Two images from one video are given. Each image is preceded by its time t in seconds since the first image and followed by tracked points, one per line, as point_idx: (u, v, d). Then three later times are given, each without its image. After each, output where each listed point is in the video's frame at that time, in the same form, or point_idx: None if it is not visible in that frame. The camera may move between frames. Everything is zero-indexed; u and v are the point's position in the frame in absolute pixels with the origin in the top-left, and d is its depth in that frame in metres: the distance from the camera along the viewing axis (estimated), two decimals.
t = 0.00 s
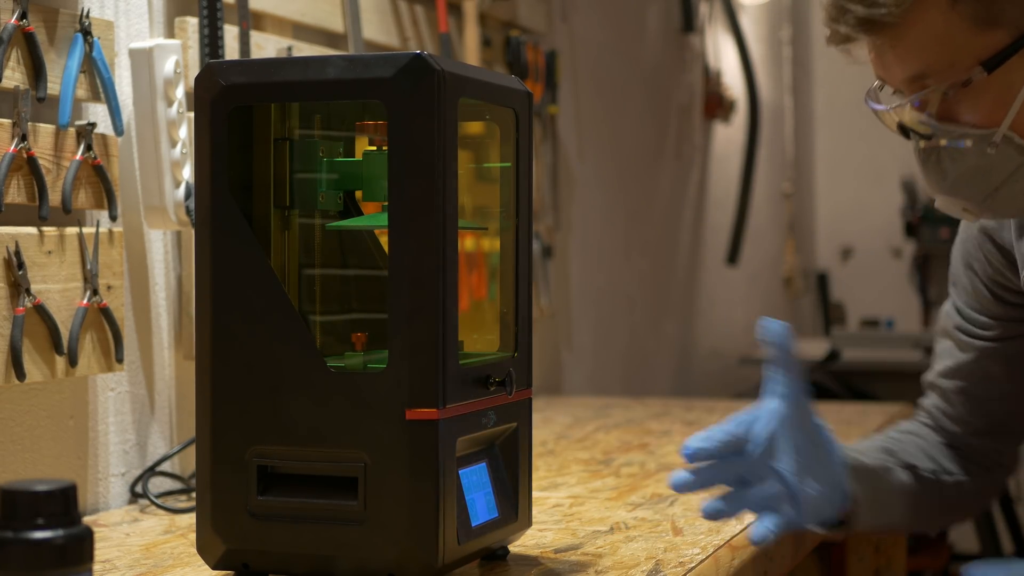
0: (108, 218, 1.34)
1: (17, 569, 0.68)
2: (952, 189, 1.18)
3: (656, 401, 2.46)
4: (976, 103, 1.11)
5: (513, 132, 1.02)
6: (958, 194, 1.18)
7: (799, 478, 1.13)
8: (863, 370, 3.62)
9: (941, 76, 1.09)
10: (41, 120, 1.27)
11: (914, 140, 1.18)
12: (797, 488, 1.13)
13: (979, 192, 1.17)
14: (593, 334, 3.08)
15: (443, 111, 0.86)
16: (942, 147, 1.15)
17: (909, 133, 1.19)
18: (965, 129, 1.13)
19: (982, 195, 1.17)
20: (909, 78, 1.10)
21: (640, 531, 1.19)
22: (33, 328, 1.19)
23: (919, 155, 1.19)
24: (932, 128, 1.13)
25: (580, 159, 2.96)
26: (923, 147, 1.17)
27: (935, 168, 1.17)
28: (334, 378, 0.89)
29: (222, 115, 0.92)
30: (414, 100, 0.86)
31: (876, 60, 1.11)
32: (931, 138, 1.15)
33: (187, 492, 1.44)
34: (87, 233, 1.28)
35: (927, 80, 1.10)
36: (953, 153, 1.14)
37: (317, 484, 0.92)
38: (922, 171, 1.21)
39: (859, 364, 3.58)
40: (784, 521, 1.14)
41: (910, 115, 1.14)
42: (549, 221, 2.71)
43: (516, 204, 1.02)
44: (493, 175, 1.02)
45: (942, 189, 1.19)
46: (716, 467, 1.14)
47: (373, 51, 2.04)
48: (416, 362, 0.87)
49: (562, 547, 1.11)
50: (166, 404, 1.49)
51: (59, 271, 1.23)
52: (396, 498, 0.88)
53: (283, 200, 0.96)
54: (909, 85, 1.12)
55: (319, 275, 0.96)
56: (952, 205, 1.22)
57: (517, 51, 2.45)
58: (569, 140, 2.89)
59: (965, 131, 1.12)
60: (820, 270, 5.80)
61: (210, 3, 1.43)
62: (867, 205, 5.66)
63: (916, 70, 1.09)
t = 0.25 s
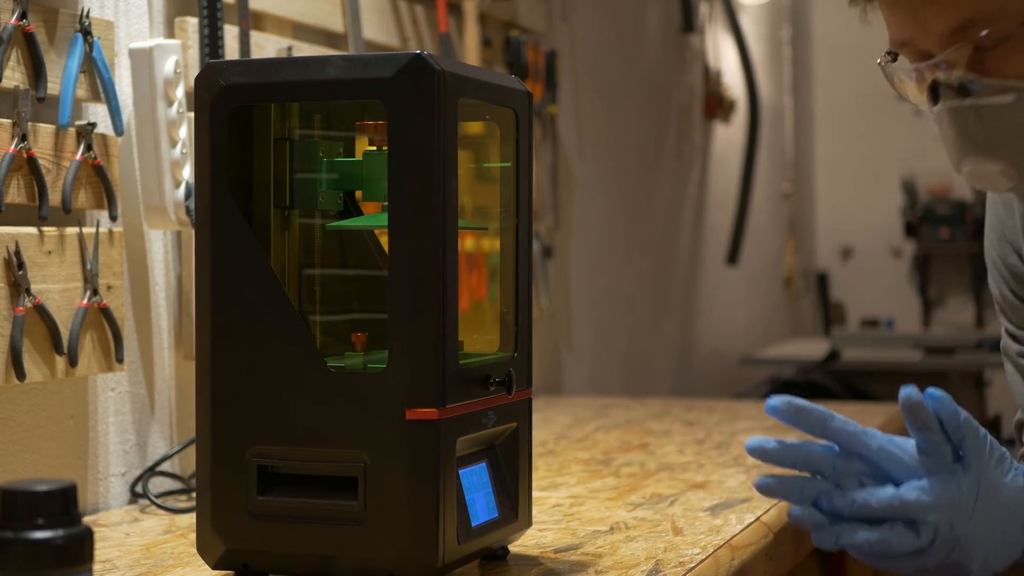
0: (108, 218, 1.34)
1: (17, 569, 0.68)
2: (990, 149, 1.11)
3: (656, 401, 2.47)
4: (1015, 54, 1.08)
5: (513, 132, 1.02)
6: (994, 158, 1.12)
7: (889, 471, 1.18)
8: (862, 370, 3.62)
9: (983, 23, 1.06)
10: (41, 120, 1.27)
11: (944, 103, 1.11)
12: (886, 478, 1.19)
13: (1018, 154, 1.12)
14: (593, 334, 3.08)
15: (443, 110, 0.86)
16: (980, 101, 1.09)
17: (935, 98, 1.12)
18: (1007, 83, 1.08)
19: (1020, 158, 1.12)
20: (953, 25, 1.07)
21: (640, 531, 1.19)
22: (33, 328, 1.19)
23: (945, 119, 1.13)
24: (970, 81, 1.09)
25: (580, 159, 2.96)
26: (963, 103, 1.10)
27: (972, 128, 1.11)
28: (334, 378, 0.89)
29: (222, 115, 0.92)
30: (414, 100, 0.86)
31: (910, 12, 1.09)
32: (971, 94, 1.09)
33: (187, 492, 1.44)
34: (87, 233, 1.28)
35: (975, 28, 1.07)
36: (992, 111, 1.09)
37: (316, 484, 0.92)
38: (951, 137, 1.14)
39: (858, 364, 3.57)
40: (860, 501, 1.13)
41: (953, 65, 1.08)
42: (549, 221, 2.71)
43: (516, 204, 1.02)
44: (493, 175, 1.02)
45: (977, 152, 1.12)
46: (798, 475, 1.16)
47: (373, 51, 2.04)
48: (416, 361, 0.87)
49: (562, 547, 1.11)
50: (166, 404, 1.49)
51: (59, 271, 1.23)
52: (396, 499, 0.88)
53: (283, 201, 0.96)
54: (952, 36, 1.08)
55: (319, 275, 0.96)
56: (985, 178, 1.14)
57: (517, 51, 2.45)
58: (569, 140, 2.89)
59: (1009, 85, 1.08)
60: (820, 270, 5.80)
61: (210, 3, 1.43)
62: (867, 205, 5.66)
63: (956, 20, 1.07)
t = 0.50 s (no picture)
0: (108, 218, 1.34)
1: (17, 569, 0.68)
2: (993, 132, 1.14)
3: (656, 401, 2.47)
4: (1010, 40, 1.17)
5: (513, 132, 1.02)
6: (991, 144, 1.14)
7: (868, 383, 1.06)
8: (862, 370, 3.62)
9: None
10: (41, 120, 1.27)
11: (944, 86, 1.16)
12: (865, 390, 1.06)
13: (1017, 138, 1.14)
14: (593, 334, 3.08)
15: (443, 110, 0.86)
16: (985, 80, 1.13)
17: (937, 79, 1.18)
18: (1012, 61, 1.14)
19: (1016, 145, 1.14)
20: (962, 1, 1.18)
21: (640, 531, 1.19)
22: (33, 328, 1.19)
23: (945, 97, 1.16)
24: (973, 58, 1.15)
25: (580, 159, 2.96)
26: (966, 83, 1.14)
27: (974, 108, 1.14)
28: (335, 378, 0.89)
29: (222, 114, 0.92)
30: (414, 100, 0.86)
31: None
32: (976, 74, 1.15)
33: (187, 491, 1.44)
34: (87, 233, 1.28)
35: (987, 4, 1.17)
36: (996, 88, 1.13)
37: (316, 484, 0.92)
38: (947, 124, 1.17)
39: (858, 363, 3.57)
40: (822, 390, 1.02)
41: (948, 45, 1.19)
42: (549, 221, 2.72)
43: (516, 204, 1.02)
44: (493, 175, 1.02)
45: (977, 137, 1.15)
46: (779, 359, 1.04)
47: (373, 51, 2.04)
48: (416, 361, 0.87)
49: (562, 547, 1.11)
50: (166, 404, 1.49)
51: (59, 271, 1.23)
52: (396, 499, 0.88)
53: (284, 201, 0.96)
54: (954, 13, 1.19)
55: (319, 275, 0.96)
56: (978, 166, 1.16)
57: (517, 51, 2.45)
58: (569, 140, 2.89)
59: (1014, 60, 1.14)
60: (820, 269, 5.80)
61: (210, 3, 1.43)
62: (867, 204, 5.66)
63: None
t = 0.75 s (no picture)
0: (108, 218, 1.34)
1: (17, 569, 0.68)
2: (906, 148, 1.05)
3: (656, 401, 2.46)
4: (922, 56, 1.02)
5: (513, 131, 1.02)
6: (897, 162, 1.05)
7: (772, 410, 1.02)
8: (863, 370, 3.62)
9: (903, 13, 1.00)
10: (41, 120, 1.27)
11: (853, 102, 1.04)
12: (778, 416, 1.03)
13: (929, 154, 1.05)
14: (593, 334, 3.08)
15: (443, 110, 0.86)
16: (893, 96, 1.02)
17: (840, 98, 1.05)
18: (924, 75, 1.02)
19: (927, 161, 1.05)
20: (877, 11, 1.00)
21: (640, 531, 1.19)
22: (33, 328, 1.19)
23: (825, 126, 1.08)
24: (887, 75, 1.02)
25: (580, 159, 2.96)
26: (875, 99, 1.03)
27: (884, 125, 1.04)
28: (335, 378, 0.89)
29: (222, 115, 0.92)
30: (414, 100, 0.86)
31: None
32: (886, 88, 1.03)
33: (187, 491, 1.44)
34: (87, 233, 1.28)
35: (890, 17, 1.00)
36: (908, 105, 1.02)
37: (316, 484, 0.92)
38: (857, 139, 1.06)
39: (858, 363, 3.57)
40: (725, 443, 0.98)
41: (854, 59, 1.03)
42: (548, 221, 2.72)
43: (516, 204, 1.02)
44: (493, 175, 1.02)
45: (884, 154, 1.05)
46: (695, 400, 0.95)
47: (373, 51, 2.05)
48: (416, 362, 0.87)
49: (562, 547, 1.11)
50: (166, 404, 1.49)
51: (59, 271, 1.23)
52: (396, 500, 0.88)
53: (284, 201, 0.96)
54: (866, 28, 1.01)
55: (319, 275, 0.96)
56: (888, 184, 1.06)
57: (517, 51, 2.45)
58: (569, 140, 2.89)
59: (926, 76, 1.02)
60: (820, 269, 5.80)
61: (210, 3, 1.43)
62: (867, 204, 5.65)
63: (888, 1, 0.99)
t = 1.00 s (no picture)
0: (108, 218, 1.34)
1: (18, 570, 0.68)
2: (836, 140, 0.93)
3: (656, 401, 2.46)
4: (851, 52, 0.91)
5: (513, 131, 1.02)
6: (841, 149, 0.93)
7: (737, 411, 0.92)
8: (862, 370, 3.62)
9: (833, 7, 0.90)
10: (40, 120, 1.27)
11: (783, 94, 0.92)
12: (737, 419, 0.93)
13: (857, 147, 0.93)
14: (593, 334, 3.07)
15: (443, 110, 0.86)
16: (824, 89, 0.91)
17: (772, 91, 0.93)
18: (853, 70, 0.91)
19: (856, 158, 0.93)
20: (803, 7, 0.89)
21: (640, 531, 1.19)
22: (33, 328, 1.19)
23: (761, 121, 0.95)
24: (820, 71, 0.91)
25: (580, 159, 2.96)
26: (806, 92, 0.91)
27: (815, 118, 0.92)
28: (336, 379, 0.89)
29: (222, 115, 0.92)
30: (414, 100, 0.86)
31: None
32: (817, 81, 0.91)
33: (187, 492, 1.44)
34: (87, 233, 1.28)
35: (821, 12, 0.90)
36: (840, 99, 0.91)
37: (316, 484, 0.92)
38: (789, 132, 0.94)
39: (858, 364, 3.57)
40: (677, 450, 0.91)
41: (788, 52, 0.91)
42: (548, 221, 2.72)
43: (516, 205, 1.02)
44: (493, 175, 1.02)
45: (818, 144, 0.93)
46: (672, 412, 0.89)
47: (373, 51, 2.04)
48: (416, 362, 0.87)
49: (562, 547, 1.11)
50: (166, 404, 1.49)
51: (59, 271, 1.23)
52: (396, 500, 0.88)
53: (283, 201, 0.96)
54: (796, 23, 0.90)
55: (319, 275, 0.96)
56: (821, 177, 0.94)
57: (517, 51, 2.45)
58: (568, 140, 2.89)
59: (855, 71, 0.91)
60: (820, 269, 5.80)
61: (211, 3, 1.43)
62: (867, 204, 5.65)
63: None
